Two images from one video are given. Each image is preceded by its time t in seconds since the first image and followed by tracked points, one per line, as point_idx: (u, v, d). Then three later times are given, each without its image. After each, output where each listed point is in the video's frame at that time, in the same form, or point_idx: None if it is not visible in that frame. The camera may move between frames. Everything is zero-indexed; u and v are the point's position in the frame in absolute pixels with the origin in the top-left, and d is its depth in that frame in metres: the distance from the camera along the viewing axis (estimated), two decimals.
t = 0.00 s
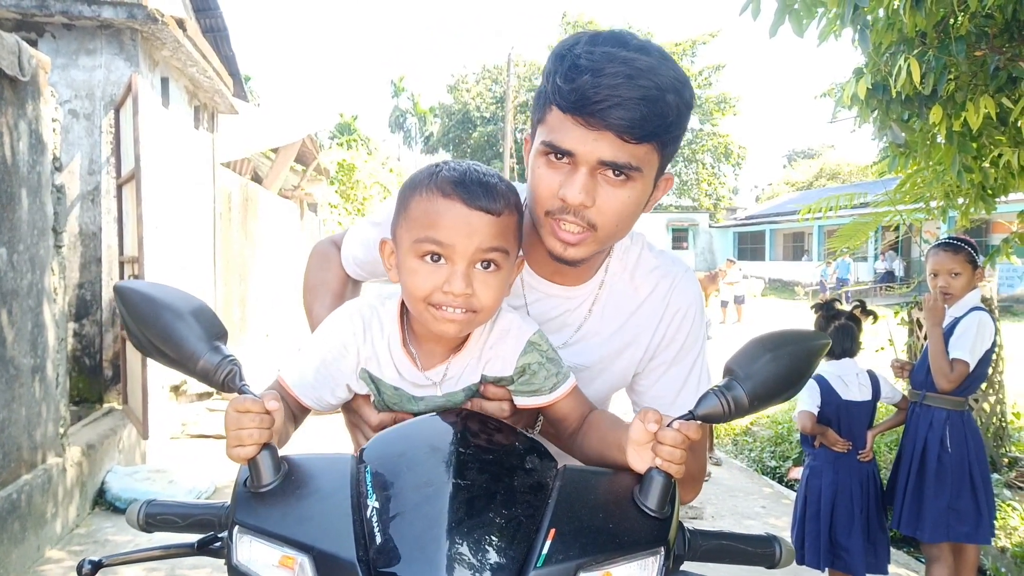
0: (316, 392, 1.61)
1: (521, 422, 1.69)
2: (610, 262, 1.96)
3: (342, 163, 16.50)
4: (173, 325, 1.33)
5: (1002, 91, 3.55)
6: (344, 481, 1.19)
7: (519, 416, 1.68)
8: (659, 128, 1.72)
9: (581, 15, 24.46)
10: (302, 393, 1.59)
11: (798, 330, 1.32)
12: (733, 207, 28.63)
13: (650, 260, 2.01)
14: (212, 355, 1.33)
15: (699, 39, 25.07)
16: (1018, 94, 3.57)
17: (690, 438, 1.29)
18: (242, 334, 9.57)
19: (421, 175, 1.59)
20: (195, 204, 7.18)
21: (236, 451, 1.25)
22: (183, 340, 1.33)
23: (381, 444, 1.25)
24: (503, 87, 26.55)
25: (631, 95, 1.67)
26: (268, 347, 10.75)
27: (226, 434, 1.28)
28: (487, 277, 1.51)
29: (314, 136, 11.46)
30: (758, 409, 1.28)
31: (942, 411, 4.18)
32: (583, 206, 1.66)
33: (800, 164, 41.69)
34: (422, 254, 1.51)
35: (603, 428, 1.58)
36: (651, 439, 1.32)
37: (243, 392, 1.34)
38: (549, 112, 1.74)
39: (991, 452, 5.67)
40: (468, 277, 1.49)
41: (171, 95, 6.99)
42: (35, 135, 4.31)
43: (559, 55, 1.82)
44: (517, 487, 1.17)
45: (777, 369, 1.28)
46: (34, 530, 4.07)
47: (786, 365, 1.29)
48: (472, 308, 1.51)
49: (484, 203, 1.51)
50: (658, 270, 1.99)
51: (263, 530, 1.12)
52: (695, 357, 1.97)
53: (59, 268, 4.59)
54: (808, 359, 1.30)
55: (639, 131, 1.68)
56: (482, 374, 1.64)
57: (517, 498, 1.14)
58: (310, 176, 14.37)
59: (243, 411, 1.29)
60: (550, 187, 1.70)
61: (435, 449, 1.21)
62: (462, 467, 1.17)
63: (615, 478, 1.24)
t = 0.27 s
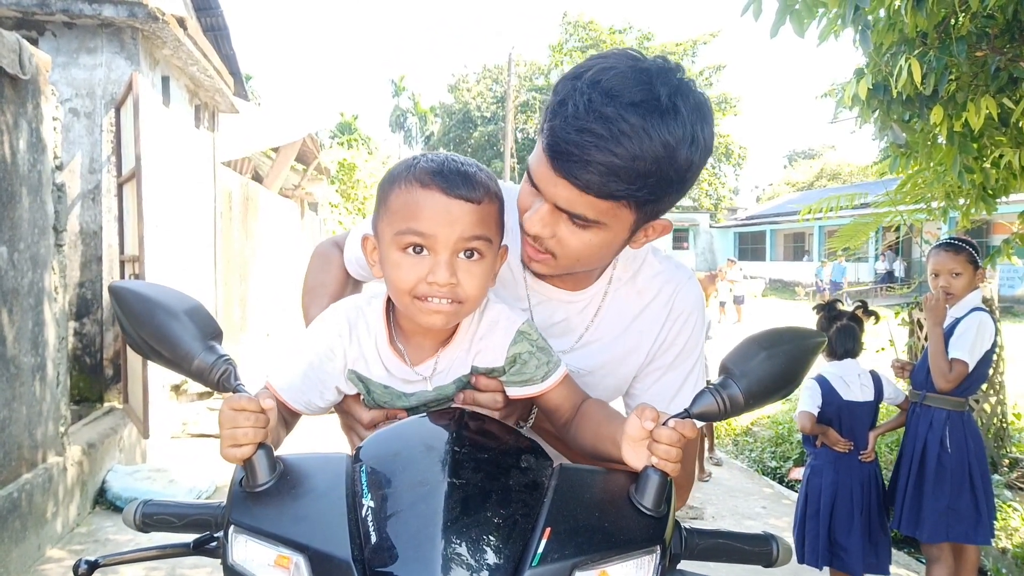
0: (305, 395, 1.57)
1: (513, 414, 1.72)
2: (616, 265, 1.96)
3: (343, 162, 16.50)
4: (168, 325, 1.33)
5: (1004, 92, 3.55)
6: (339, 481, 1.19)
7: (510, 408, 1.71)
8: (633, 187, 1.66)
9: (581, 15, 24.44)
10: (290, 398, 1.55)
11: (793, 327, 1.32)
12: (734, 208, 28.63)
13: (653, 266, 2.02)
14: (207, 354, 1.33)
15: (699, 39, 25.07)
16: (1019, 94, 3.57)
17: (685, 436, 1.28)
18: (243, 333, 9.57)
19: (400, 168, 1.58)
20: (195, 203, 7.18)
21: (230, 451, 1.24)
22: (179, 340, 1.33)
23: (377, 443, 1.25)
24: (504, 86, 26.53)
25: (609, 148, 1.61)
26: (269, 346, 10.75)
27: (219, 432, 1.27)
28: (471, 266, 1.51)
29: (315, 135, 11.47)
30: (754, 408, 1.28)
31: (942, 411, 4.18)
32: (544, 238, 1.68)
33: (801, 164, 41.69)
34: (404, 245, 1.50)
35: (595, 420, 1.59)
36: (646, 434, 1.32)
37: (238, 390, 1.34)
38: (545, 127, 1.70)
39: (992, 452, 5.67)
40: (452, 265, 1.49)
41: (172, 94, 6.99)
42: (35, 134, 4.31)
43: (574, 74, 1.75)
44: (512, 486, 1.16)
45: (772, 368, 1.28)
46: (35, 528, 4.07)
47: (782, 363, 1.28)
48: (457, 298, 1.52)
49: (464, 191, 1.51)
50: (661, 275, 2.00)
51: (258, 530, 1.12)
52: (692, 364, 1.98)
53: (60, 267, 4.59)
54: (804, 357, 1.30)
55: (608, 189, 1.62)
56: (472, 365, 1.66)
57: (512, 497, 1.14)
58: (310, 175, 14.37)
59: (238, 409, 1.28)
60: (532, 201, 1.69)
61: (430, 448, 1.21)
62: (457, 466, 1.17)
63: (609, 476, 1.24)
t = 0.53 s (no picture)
0: (304, 406, 1.59)
1: (514, 418, 1.72)
2: (613, 269, 1.95)
3: (338, 163, 16.48)
4: (165, 326, 1.32)
5: (998, 93, 3.56)
6: (338, 483, 1.19)
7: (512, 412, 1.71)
8: (632, 195, 1.66)
9: (577, 16, 24.45)
10: (289, 410, 1.57)
11: (793, 330, 1.32)
12: (729, 208, 28.67)
13: (651, 269, 2.01)
14: (205, 356, 1.33)
15: (695, 40, 25.11)
16: (1013, 95, 3.59)
17: (687, 439, 1.28)
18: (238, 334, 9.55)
19: (391, 174, 1.58)
20: (190, 204, 7.16)
21: (229, 453, 1.24)
22: (176, 341, 1.32)
23: (376, 445, 1.25)
24: (500, 87, 26.53)
25: (607, 158, 1.61)
26: (264, 347, 10.73)
27: (218, 434, 1.27)
28: (466, 274, 1.50)
29: (310, 136, 11.45)
30: (755, 411, 1.28)
31: (935, 411, 4.19)
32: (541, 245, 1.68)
33: (796, 165, 41.76)
34: (397, 255, 1.50)
35: (597, 423, 1.59)
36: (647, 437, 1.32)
37: (237, 392, 1.33)
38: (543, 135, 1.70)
39: (987, 453, 5.69)
40: (446, 275, 1.48)
41: (167, 94, 6.97)
42: (29, 134, 4.29)
43: (573, 80, 1.74)
44: (513, 489, 1.16)
45: (773, 370, 1.27)
46: (29, 531, 4.05)
47: (783, 365, 1.28)
48: (452, 306, 1.51)
49: (456, 199, 1.50)
50: (659, 279, 2.00)
51: (257, 533, 1.12)
52: (689, 368, 1.98)
53: (54, 268, 4.57)
54: (804, 360, 1.30)
55: (606, 197, 1.62)
56: (471, 371, 1.65)
57: (513, 500, 1.13)
58: (306, 176, 14.35)
59: (235, 411, 1.28)
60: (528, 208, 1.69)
61: (430, 451, 1.20)
62: (457, 469, 1.17)
63: (610, 479, 1.23)
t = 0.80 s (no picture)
0: (305, 405, 1.59)
1: (517, 417, 1.71)
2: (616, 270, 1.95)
3: (341, 161, 16.49)
4: (169, 320, 1.32)
5: (1002, 94, 3.55)
6: (341, 480, 1.19)
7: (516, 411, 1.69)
8: (641, 195, 1.66)
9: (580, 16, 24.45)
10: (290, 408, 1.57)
11: (797, 328, 1.32)
12: (732, 209, 28.63)
13: (654, 271, 2.01)
14: (208, 351, 1.32)
15: (698, 40, 25.09)
16: (1017, 96, 3.58)
17: (689, 437, 1.28)
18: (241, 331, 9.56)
19: (396, 171, 1.59)
20: (193, 202, 7.16)
21: (233, 448, 1.24)
22: (179, 336, 1.32)
23: (378, 442, 1.25)
24: (503, 86, 26.53)
25: (617, 159, 1.61)
26: (266, 345, 10.73)
27: (221, 430, 1.27)
28: (471, 270, 1.50)
29: (313, 134, 11.46)
30: (757, 410, 1.28)
31: (936, 412, 4.18)
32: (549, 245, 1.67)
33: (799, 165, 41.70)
34: (402, 251, 1.50)
35: (602, 424, 1.59)
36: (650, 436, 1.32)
37: (240, 388, 1.33)
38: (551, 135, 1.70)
39: (989, 454, 5.68)
40: (452, 270, 1.48)
41: (170, 92, 6.97)
42: (33, 131, 4.29)
43: (584, 81, 1.75)
44: (515, 487, 1.16)
45: (776, 369, 1.27)
46: (31, 527, 4.05)
47: (787, 364, 1.28)
48: (457, 302, 1.51)
49: (460, 195, 1.50)
50: (663, 281, 1.99)
51: (259, 529, 1.12)
52: (691, 370, 1.98)
53: (57, 265, 4.57)
54: (807, 359, 1.30)
55: (614, 197, 1.62)
56: (475, 371, 1.65)
57: (515, 497, 1.13)
58: (309, 174, 14.36)
59: (239, 407, 1.28)
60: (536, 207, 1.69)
61: (433, 448, 1.20)
62: (460, 466, 1.17)
63: (612, 477, 1.24)
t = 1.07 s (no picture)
0: (306, 413, 1.60)
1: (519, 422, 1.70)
2: (615, 271, 1.96)
3: (341, 163, 16.52)
4: (171, 322, 1.32)
5: (1002, 94, 3.56)
6: (343, 480, 1.19)
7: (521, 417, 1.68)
8: (644, 189, 1.66)
9: (580, 17, 24.47)
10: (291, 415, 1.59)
11: (800, 330, 1.32)
12: (733, 210, 28.63)
13: (654, 272, 2.01)
14: (210, 352, 1.32)
15: (698, 41, 25.11)
16: (1017, 96, 3.58)
17: (691, 438, 1.28)
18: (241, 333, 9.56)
19: (378, 184, 1.58)
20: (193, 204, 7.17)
21: (235, 449, 1.25)
22: (181, 338, 1.33)
23: (380, 444, 1.25)
24: (503, 88, 26.54)
25: (619, 155, 1.61)
26: (266, 346, 10.74)
27: (224, 432, 1.27)
28: (481, 257, 1.52)
29: (313, 136, 11.46)
30: (760, 411, 1.28)
31: (936, 413, 4.18)
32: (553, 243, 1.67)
33: (800, 165, 41.70)
34: (412, 255, 1.49)
35: (604, 429, 1.59)
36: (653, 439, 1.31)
37: (241, 389, 1.32)
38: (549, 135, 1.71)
39: (989, 455, 5.68)
40: (466, 260, 1.50)
41: (170, 94, 6.97)
42: (33, 133, 4.30)
43: (582, 78, 1.74)
44: (517, 488, 1.16)
45: (779, 370, 1.27)
46: (31, 528, 4.05)
47: (790, 365, 1.28)
48: (477, 291, 1.52)
49: (454, 187, 1.53)
50: (662, 283, 1.99)
51: (261, 529, 1.12)
52: (692, 371, 1.96)
53: (57, 266, 4.57)
54: (810, 360, 1.30)
55: (617, 192, 1.62)
56: (477, 377, 1.65)
57: (518, 498, 1.13)
58: (309, 176, 14.37)
59: (242, 408, 1.28)
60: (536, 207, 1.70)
61: (434, 450, 1.20)
62: (462, 467, 1.17)
63: (616, 478, 1.24)
